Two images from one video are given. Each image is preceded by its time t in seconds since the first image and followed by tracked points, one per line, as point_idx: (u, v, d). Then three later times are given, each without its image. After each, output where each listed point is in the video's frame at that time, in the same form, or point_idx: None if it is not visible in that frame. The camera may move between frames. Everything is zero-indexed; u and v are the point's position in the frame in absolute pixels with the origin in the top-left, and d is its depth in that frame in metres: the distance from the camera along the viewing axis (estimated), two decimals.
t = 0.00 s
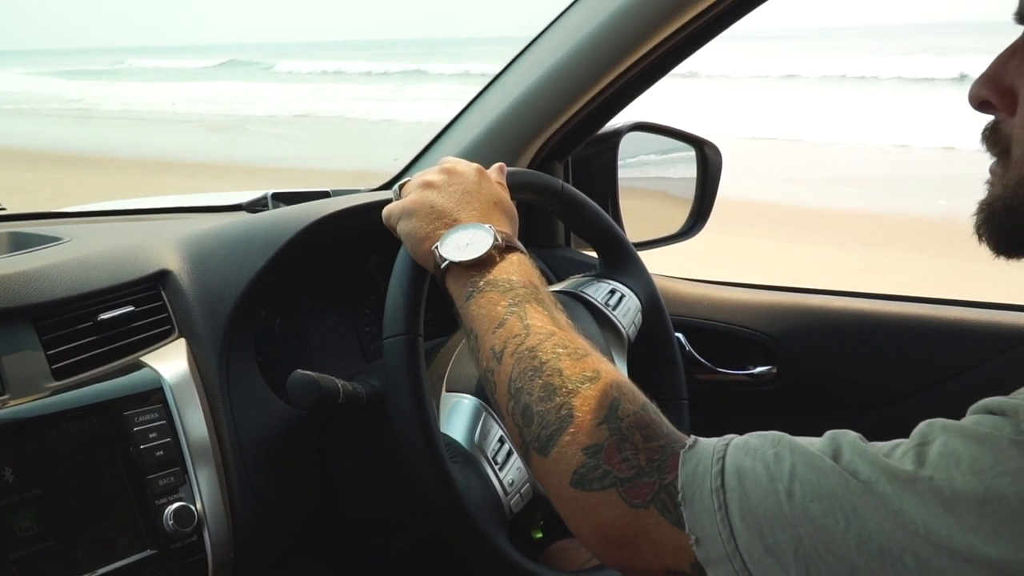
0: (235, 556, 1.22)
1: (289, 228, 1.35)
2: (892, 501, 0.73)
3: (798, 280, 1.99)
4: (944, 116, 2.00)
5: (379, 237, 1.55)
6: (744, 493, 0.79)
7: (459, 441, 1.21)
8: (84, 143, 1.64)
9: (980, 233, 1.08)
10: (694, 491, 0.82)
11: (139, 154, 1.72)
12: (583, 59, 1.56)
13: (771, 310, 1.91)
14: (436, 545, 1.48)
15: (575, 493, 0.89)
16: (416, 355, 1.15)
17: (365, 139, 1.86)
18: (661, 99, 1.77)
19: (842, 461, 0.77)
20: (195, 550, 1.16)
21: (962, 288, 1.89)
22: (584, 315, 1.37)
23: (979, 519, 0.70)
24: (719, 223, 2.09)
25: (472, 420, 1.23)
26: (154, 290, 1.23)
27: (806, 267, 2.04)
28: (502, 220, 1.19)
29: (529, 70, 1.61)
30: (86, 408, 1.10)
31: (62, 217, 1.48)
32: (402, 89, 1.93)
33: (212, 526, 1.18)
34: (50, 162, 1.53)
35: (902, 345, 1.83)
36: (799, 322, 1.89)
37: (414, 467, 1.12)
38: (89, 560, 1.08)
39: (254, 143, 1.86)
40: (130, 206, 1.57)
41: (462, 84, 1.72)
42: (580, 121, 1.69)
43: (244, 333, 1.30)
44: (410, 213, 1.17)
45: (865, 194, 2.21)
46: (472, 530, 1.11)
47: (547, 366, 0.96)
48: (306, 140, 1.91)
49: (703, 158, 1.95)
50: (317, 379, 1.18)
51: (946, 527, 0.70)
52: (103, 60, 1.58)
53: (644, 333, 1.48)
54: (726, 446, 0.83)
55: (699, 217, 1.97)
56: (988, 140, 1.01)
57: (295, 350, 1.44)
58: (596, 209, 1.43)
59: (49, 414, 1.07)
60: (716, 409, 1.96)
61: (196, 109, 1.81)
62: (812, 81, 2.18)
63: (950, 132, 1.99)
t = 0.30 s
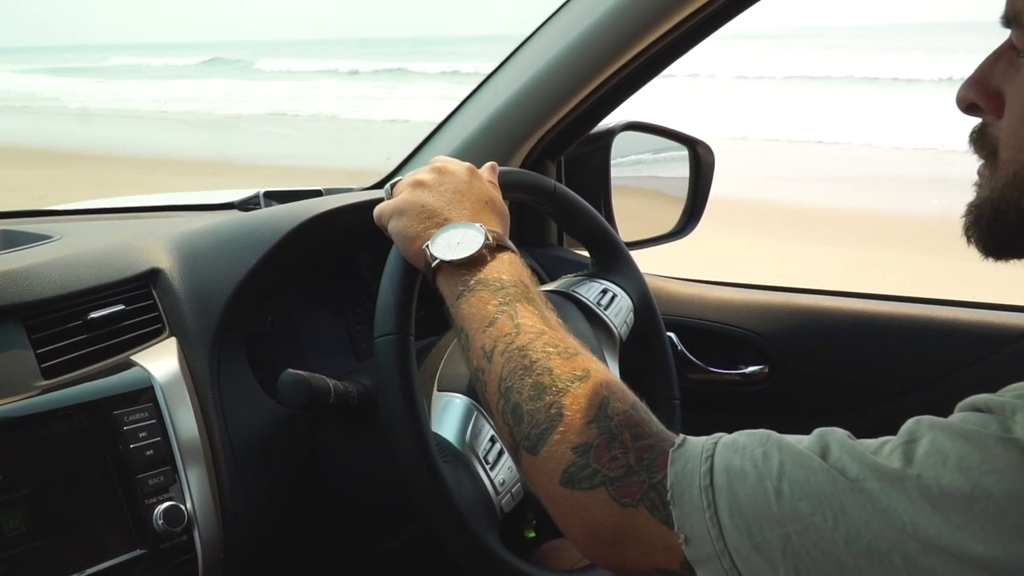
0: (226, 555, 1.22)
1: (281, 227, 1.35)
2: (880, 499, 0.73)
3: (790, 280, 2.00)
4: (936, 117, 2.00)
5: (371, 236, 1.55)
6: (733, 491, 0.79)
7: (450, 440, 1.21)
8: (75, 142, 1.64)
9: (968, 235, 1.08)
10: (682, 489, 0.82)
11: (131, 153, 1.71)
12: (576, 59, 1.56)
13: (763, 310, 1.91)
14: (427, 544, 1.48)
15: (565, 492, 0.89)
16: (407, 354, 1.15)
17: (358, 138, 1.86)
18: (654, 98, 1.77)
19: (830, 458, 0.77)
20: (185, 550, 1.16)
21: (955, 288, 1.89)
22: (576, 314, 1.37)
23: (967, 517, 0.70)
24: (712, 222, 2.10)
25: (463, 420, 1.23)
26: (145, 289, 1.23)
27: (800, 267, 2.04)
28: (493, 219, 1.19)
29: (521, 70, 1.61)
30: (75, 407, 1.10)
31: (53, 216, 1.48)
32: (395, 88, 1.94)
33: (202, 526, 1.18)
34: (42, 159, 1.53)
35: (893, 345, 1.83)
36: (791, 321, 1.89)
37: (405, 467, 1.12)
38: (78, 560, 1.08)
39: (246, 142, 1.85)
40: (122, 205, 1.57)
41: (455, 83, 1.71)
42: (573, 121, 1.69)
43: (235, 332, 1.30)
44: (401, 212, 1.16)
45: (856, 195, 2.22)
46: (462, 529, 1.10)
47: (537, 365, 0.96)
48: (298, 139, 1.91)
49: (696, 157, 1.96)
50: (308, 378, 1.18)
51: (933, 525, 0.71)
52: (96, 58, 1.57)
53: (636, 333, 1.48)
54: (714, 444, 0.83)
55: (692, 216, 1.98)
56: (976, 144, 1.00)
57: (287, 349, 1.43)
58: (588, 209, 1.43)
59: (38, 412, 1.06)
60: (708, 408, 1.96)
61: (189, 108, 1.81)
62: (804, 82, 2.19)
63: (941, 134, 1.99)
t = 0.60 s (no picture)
0: (220, 555, 1.22)
1: (276, 226, 1.35)
2: (877, 497, 0.73)
3: (784, 280, 2.00)
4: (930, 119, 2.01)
5: (367, 236, 1.55)
6: (730, 490, 0.79)
7: (445, 441, 1.22)
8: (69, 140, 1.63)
9: (965, 233, 1.09)
10: (679, 487, 0.82)
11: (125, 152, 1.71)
12: (571, 59, 1.56)
13: (758, 310, 1.92)
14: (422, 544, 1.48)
15: (561, 490, 0.89)
16: (401, 353, 1.15)
17: (352, 139, 1.86)
18: (648, 99, 1.78)
19: (827, 456, 0.78)
20: (180, 549, 1.16)
21: (948, 288, 1.90)
22: (570, 314, 1.37)
23: (965, 515, 0.71)
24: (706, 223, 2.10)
25: (457, 420, 1.23)
26: (139, 289, 1.23)
27: (792, 267, 2.05)
28: (488, 219, 1.19)
29: (516, 70, 1.61)
30: (69, 407, 1.10)
31: (47, 215, 1.47)
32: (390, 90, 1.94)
33: (196, 525, 1.18)
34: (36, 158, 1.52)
35: (887, 346, 1.84)
36: (785, 321, 1.90)
37: (399, 467, 1.12)
38: (72, 559, 1.08)
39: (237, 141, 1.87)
40: (116, 204, 1.57)
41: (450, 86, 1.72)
42: (567, 121, 1.69)
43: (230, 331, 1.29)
44: (396, 212, 1.17)
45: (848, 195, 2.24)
46: (457, 529, 1.11)
47: (533, 364, 0.96)
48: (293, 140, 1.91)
49: (690, 158, 1.96)
50: (303, 378, 1.17)
51: (931, 523, 0.71)
52: (91, 57, 1.57)
53: (630, 333, 1.48)
54: (711, 442, 0.83)
55: (686, 216, 1.98)
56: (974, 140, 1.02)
57: (282, 349, 1.43)
58: (583, 208, 1.43)
59: (31, 412, 1.06)
60: (702, 408, 1.96)
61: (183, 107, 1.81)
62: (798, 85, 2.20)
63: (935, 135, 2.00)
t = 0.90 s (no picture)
0: (218, 548, 1.21)
1: (280, 218, 1.34)
2: (881, 504, 0.73)
3: (785, 284, 2.00)
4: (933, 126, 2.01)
5: (370, 231, 1.54)
6: (732, 495, 0.79)
7: (447, 436, 1.20)
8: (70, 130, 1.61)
9: (971, 239, 1.08)
10: (680, 492, 0.81)
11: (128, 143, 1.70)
12: (578, 56, 1.56)
13: (759, 312, 1.91)
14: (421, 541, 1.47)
15: (562, 493, 0.88)
16: (406, 347, 1.14)
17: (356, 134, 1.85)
18: (653, 98, 1.77)
19: (831, 463, 0.77)
20: (179, 541, 1.15)
21: (950, 294, 1.89)
22: (574, 312, 1.37)
23: (970, 523, 0.70)
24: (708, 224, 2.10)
25: (460, 416, 1.22)
26: (141, 279, 1.22)
27: (795, 269, 2.04)
28: (495, 215, 1.18)
29: (522, 66, 1.60)
30: (69, 396, 1.08)
31: (48, 204, 1.46)
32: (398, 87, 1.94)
33: (195, 517, 1.17)
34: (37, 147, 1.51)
35: (888, 350, 1.84)
36: (786, 323, 1.89)
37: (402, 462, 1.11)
38: (71, 550, 1.06)
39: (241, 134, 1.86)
40: (118, 194, 1.55)
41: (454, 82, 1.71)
42: (573, 119, 1.69)
43: (232, 323, 1.28)
44: (403, 206, 1.16)
45: (854, 201, 2.23)
46: (460, 525, 1.10)
47: (537, 364, 0.95)
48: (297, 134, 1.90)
49: (695, 158, 1.96)
50: (306, 371, 1.16)
51: (935, 531, 0.70)
52: (95, 47, 1.56)
53: (634, 333, 1.47)
54: (712, 447, 0.83)
55: (690, 217, 1.98)
56: (981, 145, 1.01)
57: (283, 341, 1.42)
58: (588, 206, 1.43)
59: (30, 401, 1.05)
60: (702, 410, 1.96)
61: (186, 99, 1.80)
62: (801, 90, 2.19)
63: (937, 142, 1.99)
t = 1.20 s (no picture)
0: (222, 532, 1.22)
1: (281, 203, 1.34)
2: (881, 518, 0.73)
3: (786, 267, 1.99)
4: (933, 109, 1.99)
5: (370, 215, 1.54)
6: (731, 527, 0.78)
7: (449, 418, 1.21)
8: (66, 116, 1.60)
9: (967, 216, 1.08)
10: (679, 529, 0.81)
11: (128, 129, 1.70)
12: (578, 39, 1.55)
13: (760, 295, 1.92)
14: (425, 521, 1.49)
15: (562, 537, 0.88)
16: (408, 331, 1.14)
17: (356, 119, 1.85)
18: (653, 81, 1.76)
19: (824, 482, 0.77)
20: (182, 525, 1.16)
21: (951, 277, 1.89)
22: (575, 296, 1.36)
23: (969, 525, 0.71)
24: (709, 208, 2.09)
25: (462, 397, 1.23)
26: (142, 264, 1.22)
27: (796, 252, 2.04)
28: (491, 231, 1.17)
29: (522, 49, 1.60)
30: (72, 380, 1.09)
31: (49, 190, 1.46)
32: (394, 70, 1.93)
33: (198, 501, 1.17)
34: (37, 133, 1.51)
35: (889, 333, 1.84)
36: (787, 307, 1.90)
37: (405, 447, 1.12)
38: (75, 533, 1.08)
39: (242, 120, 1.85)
40: (119, 180, 1.55)
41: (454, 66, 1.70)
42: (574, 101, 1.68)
43: (233, 308, 1.29)
44: (400, 221, 1.13)
45: (855, 184, 2.22)
46: (462, 509, 1.10)
47: (536, 403, 0.95)
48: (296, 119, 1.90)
49: (696, 141, 1.96)
50: (309, 356, 1.16)
51: (938, 537, 0.71)
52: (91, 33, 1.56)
53: (636, 317, 1.48)
54: (706, 481, 0.83)
55: (691, 200, 1.98)
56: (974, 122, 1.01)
57: (284, 326, 1.42)
58: (589, 189, 1.42)
59: (33, 385, 1.05)
60: (704, 394, 1.96)
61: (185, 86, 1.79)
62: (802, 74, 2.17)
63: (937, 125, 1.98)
